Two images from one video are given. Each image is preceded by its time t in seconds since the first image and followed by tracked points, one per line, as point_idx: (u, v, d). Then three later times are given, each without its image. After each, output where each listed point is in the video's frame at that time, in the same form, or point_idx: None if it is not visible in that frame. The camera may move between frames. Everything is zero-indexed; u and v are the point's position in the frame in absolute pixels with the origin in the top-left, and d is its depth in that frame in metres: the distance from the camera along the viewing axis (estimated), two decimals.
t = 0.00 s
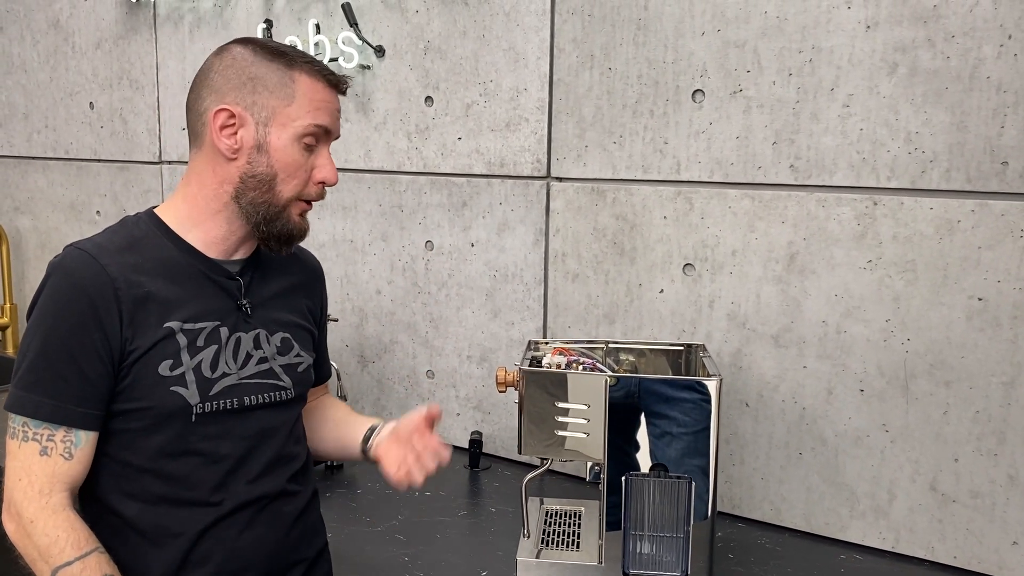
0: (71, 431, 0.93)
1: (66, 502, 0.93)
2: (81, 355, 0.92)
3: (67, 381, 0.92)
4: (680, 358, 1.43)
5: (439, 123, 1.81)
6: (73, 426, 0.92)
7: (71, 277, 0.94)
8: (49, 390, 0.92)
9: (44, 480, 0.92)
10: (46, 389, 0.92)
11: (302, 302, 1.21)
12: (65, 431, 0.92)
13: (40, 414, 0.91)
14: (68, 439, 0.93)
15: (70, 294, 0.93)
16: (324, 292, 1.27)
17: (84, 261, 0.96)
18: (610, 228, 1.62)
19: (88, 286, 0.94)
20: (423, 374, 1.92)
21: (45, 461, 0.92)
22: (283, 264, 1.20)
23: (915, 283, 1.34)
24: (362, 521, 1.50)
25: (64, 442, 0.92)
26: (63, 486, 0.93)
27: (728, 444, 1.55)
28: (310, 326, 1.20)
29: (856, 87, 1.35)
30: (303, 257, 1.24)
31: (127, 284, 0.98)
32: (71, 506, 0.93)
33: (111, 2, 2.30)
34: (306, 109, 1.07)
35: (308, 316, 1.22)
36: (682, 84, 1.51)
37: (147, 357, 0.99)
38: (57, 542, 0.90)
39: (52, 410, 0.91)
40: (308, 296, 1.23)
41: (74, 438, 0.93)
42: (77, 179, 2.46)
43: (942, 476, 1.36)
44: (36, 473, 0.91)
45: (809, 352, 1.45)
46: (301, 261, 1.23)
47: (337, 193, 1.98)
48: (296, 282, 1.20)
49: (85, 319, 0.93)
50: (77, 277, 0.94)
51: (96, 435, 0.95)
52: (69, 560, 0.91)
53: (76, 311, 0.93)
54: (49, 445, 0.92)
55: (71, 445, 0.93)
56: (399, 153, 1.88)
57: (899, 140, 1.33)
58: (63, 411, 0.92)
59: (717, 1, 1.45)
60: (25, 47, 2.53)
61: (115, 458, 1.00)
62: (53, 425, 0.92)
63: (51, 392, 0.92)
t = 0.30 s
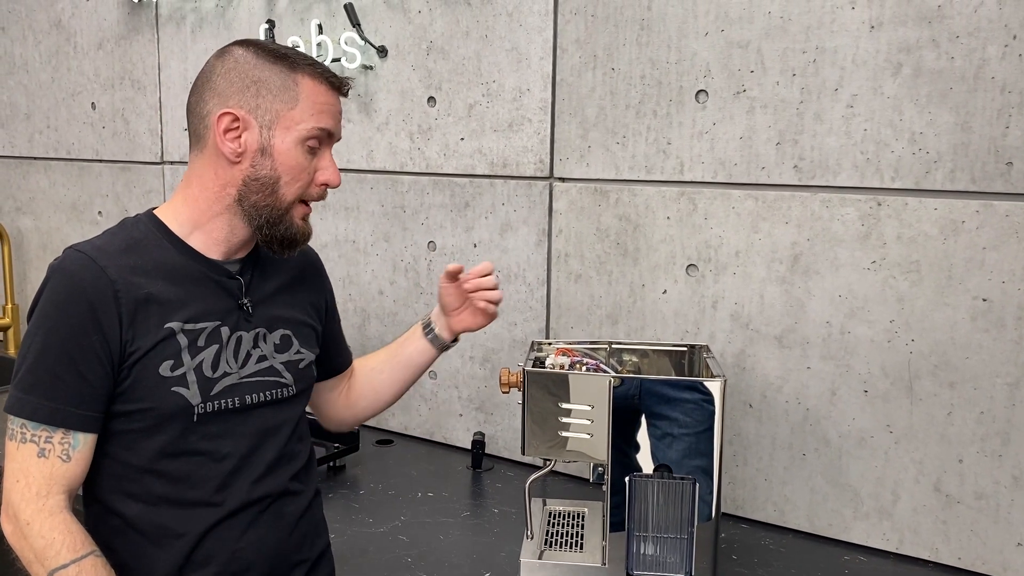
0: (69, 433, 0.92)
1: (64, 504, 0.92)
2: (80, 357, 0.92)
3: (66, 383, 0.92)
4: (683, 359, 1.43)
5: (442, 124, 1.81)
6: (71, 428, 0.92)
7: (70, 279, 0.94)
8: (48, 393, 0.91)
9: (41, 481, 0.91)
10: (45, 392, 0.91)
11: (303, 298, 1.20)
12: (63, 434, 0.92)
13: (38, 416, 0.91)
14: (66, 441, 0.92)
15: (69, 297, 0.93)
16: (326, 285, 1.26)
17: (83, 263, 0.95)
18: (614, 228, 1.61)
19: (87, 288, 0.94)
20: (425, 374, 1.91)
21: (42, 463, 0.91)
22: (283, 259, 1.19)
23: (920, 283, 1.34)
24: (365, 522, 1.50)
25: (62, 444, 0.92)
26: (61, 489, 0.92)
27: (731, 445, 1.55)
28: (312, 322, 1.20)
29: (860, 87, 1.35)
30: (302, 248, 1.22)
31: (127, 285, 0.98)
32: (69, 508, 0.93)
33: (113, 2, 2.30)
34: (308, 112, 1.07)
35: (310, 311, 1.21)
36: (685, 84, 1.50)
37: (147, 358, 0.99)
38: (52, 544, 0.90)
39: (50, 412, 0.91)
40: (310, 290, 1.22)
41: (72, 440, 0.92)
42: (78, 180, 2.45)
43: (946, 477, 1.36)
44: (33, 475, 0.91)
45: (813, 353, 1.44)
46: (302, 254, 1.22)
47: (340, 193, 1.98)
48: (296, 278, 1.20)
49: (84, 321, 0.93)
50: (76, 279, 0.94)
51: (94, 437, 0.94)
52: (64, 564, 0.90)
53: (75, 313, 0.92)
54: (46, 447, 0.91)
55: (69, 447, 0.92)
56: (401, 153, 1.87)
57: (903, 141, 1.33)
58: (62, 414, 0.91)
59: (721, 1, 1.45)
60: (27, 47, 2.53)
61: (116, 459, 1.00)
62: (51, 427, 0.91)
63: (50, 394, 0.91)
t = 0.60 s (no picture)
0: (66, 439, 0.92)
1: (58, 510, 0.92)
2: (78, 363, 0.92)
3: (65, 389, 0.91)
4: (686, 360, 1.42)
5: (444, 125, 1.81)
6: (69, 433, 0.92)
7: (68, 284, 0.93)
8: (46, 397, 0.91)
9: (36, 487, 0.91)
10: (43, 397, 0.91)
11: (304, 297, 1.20)
12: (60, 439, 0.92)
13: (35, 420, 0.90)
14: (63, 446, 0.92)
15: (68, 302, 0.92)
16: (326, 283, 1.26)
17: (81, 268, 0.95)
18: (616, 230, 1.61)
19: (86, 293, 0.94)
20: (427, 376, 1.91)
21: (39, 468, 0.91)
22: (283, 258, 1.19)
23: (923, 285, 1.34)
24: (367, 524, 1.50)
25: (58, 450, 0.92)
26: (57, 494, 0.92)
27: (734, 447, 1.55)
28: (313, 322, 1.20)
29: (863, 88, 1.35)
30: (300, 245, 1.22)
31: (126, 290, 0.98)
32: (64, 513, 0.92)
33: (114, 4, 2.30)
34: (308, 115, 1.06)
35: (311, 310, 1.21)
36: (688, 85, 1.50)
37: (147, 362, 0.99)
38: (45, 550, 0.89)
39: (48, 417, 0.91)
40: (311, 289, 1.22)
41: (69, 445, 0.92)
42: (80, 181, 2.45)
43: (949, 479, 1.35)
44: (29, 480, 0.90)
45: (815, 354, 1.44)
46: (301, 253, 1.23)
47: (341, 195, 1.98)
48: (297, 278, 1.20)
49: (83, 326, 0.93)
50: (74, 284, 0.94)
51: (91, 442, 0.94)
52: (57, 569, 0.89)
53: (74, 319, 0.92)
54: (42, 452, 0.91)
55: (65, 453, 0.92)
56: (403, 155, 1.87)
57: (906, 142, 1.33)
58: (60, 419, 0.91)
59: (723, 2, 1.45)
60: (28, 49, 2.53)
61: (117, 463, 1.00)
62: (48, 432, 0.91)
63: (48, 400, 0.91)
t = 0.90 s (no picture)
0: (68, 436, 0.92)
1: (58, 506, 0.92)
2: (82, 361, 0.92)
3: (69, 387, 0.92)
4: (685, 361, 1.43)
5: (444, 126, 1.81)
6: (71, 431, 0.92)
7: (74, 282, 0.94)
8: (51, 394, 0.91)
9: (37, 481, 0.91)
10: (47, 393, 0.91)
11: (309, 298, 1.21)
12: (62, 435, 0.92)
13: (38, 416, 0.91)
14: (65, 442, 0.92)
15: (73, 300, 0.93)
16: (333, 283, 1.27)
17: (88, 265, 0.96)
18: (615, 231, 1.62)
19: (91, 291, 0.94)
20: (428, 376, 1.92)
21: (41, 463, 0.91)
22: (289, 259, 1.19)
23: (922, 285, 1.34)
24: (368, 524, 1.50)
25: (60, 445, 0.92)
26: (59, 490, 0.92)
27: (733, 447, 1.55)
28: (318, 323, 1.21)
29: (862, 89, 1.35)
30: (307, 247, 1.23)
31: (132, 289, 0.98)
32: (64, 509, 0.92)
33: (115, 5, 2.31)
34: (254, 86, 1.03)
35: (317, 310, 1.22)
36: (687, 86, 1.51)
37: (151, 362, 0.99)
38: (42, 545, 0.89)
39: (50, 414, 0.91)
40: (317, 289, 1.23)
41: (71, 442, 0.93)
42: (81, 183, 2.46)
43: (948, 479, 1.36)
44: (30, 474, 0.91)
45: (815, 355, 1.44)
46: (307, 253, 1.23)
47: (342, 196, 1.99)
48: (303, 278, 1.20)
49: (87, 325, 0.93)
50: (80, 282, 0.94)
51: (93, 440, 0.94)
52: (53, 565, 0.89)
53: (78, 317, 0.93)
54: (45, 447, 0.91)
55: (67, 449, 0.92)
56: (403, 156, 1.88)
57: (904, 143, 1.33)
58: (63, 416, 0.91)
59: (723, 3, 1.45)
60: (29, 50, 2.54)
61: (121, 462, 1.00)
62: (50, 428, 0.91)
63: (52, 397, 0.91)
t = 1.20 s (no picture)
0: (70, 432, 0.93)
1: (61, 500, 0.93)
2: (83, 358, 0.93)
3: (71, 384, 0.93)
4: (682, 361, 1.44)
5: (442, 128, 1.82)
6: (73, 427, 0.93)
7: (77, 280, 0.95)
8: (53, 391, 0.92)
9: (39, 476, 0.92)
10: (49, 389, 0.92)
11: (311, 295, 1.22)
12: (64, 431, 0.93)
13: (40, 412, 0.92)
14: (67, 438, 0.93)
15: (75, 298, 0.94)
16: (334, 280, 1.28)
17: (91, 264, 0.97)
18: (612, 232, 1.63)
19: (93, 290, 0.95)
20: (427, 377, 1.93)
21: (43, 459, 0.92)
22: (290, 258, 1.20)
23: (917, 285, 1.35)
24: (367, 524, 1.51)
25: (62, 441, 0.93)
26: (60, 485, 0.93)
27: (730, 446, 1.56)
28: (319, 321, 1.22)
29: (856, 90, 1.36)
30: (306, 244, 1.24)
31: (133, 288, 0.99)
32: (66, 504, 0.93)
33: (116, 8, 2.32)
34: (240, 87, 1.05)
35: (319, 308, 1.23)
36: (683, 88, 1.51)
37: (152, 360, 1.00)
38: (42, 539, 0.90)
39: (52, 411, 0.92)
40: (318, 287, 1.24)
41: (73, 438, 0.94)
42: (81, 184, 2.47)
43: (943, 478, 1.37)
44: (33, 469, 0.92)
45: (811, 355, 1.45)
46: (307, 251, 1.24)
47: (341, 197, 2.00)
48: (305, 275, 1.21)
49: (88, 322, 0.94)
50: (82, 281, 0.95)
51: (95, 437, 0.96)
52: (54, 559, 0.90)
53: (80, 315, 0.94)
54: (47, 442, 0.92)
55: (69, 445, 0.93)
56: (402, 157, 1.89)
57: (899, 144, 1.34)
58: (64, 412, 0.92)
59: (718, 5, 1.46)
60: (30, 53, 2.55)
61: (123, 458, 1.01)
62: (52, 424, 0.92)
63: (54, 393, 0.92)
